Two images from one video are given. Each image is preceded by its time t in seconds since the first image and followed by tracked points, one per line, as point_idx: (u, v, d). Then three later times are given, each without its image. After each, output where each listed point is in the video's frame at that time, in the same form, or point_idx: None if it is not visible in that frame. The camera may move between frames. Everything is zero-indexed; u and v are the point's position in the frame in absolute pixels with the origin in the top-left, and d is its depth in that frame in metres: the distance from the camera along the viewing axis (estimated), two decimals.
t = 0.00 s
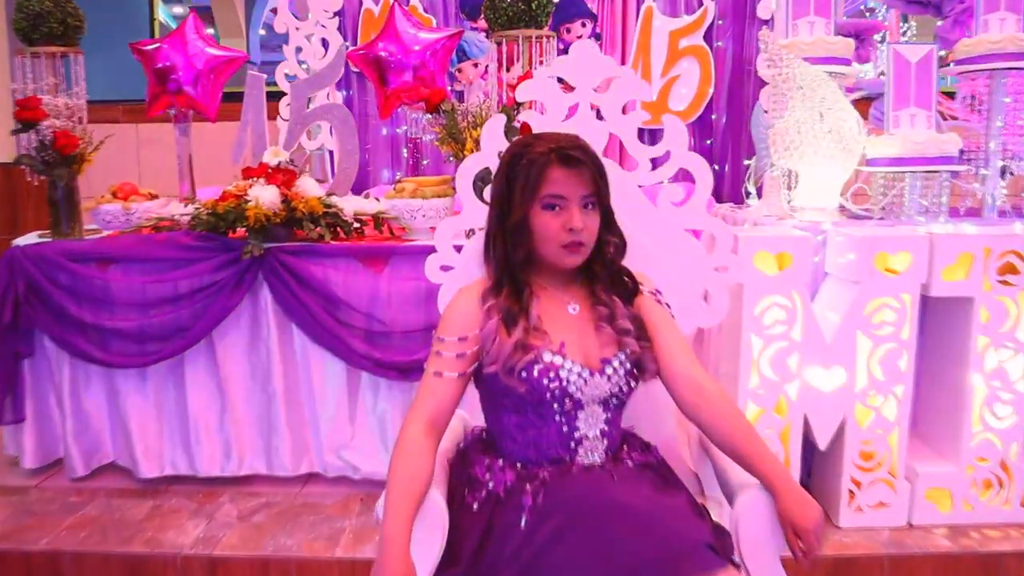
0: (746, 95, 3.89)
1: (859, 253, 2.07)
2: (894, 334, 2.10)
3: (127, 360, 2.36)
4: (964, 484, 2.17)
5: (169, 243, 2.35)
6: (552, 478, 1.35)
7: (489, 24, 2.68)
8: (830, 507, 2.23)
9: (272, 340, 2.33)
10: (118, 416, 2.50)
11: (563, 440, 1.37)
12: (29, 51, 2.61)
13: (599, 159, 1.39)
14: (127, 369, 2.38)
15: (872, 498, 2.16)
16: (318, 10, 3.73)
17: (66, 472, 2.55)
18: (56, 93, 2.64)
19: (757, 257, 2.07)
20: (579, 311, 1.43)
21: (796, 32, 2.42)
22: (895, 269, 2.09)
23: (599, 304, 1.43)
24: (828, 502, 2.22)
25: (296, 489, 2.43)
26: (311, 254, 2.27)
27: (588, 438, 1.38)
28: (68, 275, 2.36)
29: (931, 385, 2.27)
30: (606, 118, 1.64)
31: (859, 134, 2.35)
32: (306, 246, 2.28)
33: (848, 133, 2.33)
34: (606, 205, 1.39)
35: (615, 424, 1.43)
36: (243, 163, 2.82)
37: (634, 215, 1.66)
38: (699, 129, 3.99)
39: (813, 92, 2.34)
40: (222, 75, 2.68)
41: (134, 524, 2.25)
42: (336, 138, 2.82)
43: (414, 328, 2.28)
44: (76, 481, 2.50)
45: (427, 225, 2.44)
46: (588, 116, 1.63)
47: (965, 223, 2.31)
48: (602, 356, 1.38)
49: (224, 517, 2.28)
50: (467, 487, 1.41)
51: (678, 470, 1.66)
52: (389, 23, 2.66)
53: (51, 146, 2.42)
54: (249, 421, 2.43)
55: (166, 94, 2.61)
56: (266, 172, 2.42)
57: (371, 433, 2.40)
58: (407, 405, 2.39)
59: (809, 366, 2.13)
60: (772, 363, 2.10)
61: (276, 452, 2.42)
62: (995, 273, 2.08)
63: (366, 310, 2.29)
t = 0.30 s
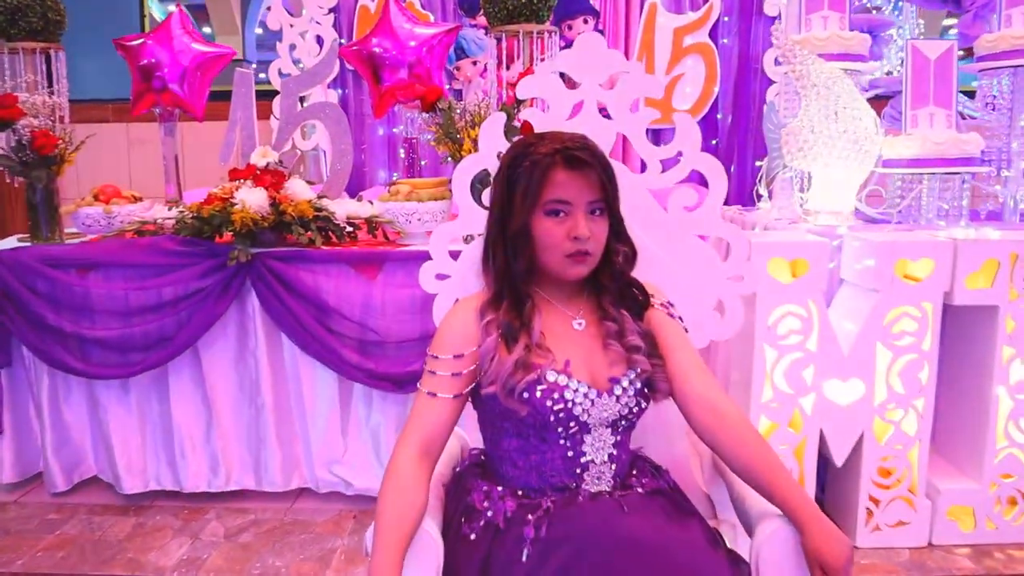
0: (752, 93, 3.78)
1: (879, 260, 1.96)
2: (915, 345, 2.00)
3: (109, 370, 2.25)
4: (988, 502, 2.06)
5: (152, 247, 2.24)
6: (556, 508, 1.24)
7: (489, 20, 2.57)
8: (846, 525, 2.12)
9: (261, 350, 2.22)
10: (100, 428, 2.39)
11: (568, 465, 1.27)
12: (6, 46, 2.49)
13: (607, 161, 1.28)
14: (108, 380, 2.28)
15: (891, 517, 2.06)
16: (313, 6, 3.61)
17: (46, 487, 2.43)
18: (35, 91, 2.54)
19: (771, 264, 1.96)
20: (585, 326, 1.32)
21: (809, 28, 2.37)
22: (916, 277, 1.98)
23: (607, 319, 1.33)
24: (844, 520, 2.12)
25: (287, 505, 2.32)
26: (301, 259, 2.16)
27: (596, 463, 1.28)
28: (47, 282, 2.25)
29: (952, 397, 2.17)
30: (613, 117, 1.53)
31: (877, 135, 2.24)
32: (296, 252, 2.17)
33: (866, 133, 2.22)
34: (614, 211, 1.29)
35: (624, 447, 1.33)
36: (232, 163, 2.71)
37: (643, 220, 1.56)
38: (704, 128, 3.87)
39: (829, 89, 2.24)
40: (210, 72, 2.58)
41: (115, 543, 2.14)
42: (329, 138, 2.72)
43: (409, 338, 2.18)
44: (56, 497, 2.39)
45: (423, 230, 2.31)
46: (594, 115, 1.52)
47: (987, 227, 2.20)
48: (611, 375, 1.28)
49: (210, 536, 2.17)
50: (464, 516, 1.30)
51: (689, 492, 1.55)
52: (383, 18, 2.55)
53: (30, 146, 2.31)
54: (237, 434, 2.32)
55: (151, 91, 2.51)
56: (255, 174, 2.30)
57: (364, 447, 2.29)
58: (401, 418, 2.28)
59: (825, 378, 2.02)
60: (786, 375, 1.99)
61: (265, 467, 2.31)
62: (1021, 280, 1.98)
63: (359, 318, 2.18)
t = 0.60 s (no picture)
0: (758, 93, 3.63)
1: (898, 263, 1.87)
2: (934, 351, 1.92)
3: (95, 376, 2.17)
4: (1009, 514, 1.98)
5: (141, 249, 2.16)
6: (562, 529, 1.16)
7: (490, 13, 2.49)
8: (860, 538, 2.04)
9: (253, 355, 2.14)
10: (86, 436, 2.31)
11: (574, 483, 1.19)
12: None
13: (616, 158, 1.20)
14: (95, 386, 2.20)
15: (908, 529, 1.97)
16: (309, 2, 3.54)
17: (31, 496, 2.35)
18: (21, 89, 2.46)
19: (783, 266, 1.88)
20: (593, 334, 1.24)
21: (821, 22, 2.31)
22: (936, 280, 1.90)
23: (616, 328, 1.25)
24: (858, 532, 2.03)
25: (280, 516, 2.24)
26: (295, 262, 2.08)
27: (604, 480, 1.20)
28: (31, 284, 2.16)
29: (970, 405, 2.08)
30: (621, 112, 1.46)
31: (891, 133, 2.16)
32: (290, 253, 2.08)
33: (881, 130, 2.14)
34: (624, 211, 1.21)
35: (633, 463, 1.25)
36: (224, 162, 2.63)
37: (653, 220, 1.48)
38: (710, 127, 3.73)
39: (843, 85, 2.16)
40: (202, 67, 2.49)
41: (101, 556, 2.05)
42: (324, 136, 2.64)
43: (407, 343, 2.10)
44: (42, 506, 2.31)
45: (421, 230, 2.23)
46: (601, 110, 1.45)
47: (1005, 227, 2.13)
48: (620, 387, 1.20)
49: (200, 547, 2.09)
50: (463, 536, 1.21)
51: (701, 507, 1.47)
52: (381, 11, 2.47)
53: (13, 143, 2.23)
54: (228, 442, 2.24)
55: (140, 87, 2.43)
56: (245, 174, 2.19)
57: (360, 456, 2.21)
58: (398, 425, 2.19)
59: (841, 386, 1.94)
60: (800, 382, 1.91)
61: (258, 476, 2.23)
62: None
63: (355, 323, 2.10)
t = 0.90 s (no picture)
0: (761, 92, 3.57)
1: (909, 263, 1.82)
2: (946, 353, 1.87)
3: (85, 379, 2.12)
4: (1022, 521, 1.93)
5: (132, 248, 2.11)
6: (564, 541, 1.11)
7: (489, 8, 2.44)
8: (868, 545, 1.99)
9: (247, 357, 2.09)
10: (76, 440, 2.26)
11: (576, 492, 1.14)
12: None
13: (620, 153, 1.15)
14: (85, 389, 2.15)
15: (918, 535, 1.92)
16: None
17: (21, 501, 2.30)
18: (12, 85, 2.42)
19: (791, 266, 1.84)
20: (597, 337, 1.19)
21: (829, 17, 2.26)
22: (947, 280, 1.86)
23: (620, 331, 1.20)
24: (866, 539, 1.98)
25: (275, 521, 2.19)
26: (289, 261, 2.03)
27: (608, 489, 1.15)
28: (19, 285, 2.11)
29: (981, 409, 2.03)
30: (625, 107, 1.41)
31: (900, 130, 2.11)
32: (285, 253, 2.03)
33: (890, 128, 2.09)
34: (628, 210, 1.16)
35: (637, 472, 1.20)
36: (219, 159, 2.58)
37: (658, 219, 1.43)
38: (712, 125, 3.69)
39: (851, 81, 2.10)
40: (195, 62, 2.44)
41: (90, 563, 2.00)
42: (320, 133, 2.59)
43: (404, 345, 2.05)
44: (32, 512, 2.26)
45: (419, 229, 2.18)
46: (604, 105, 1.40)
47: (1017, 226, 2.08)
48: (625, 393, 1.15)
49: (193, 554, 2.04)
50: (460, 547, 1.16)
51: (707, 513, 1.41)
52: (378, 6, 2.42)
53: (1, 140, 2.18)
54: (222, 446, 2.20)
55: (132, 82, 2.38)
56: (239, 172, 2.13)
57: (356, 460, 2.16)
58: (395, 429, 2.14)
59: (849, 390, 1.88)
60: (807, 386, 1.86)
61: (252, 480, 2.18)
62: None
63: (351, 324, 2.05)
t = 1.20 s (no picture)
0: (760, 93, 3.57)
1: (911, 266, 1.81)
2: (948, 358, 1.85)
3: (79, 384, 2.10)
4: None
5: (126, 252, 2.09)
6: (561, 549, 1.09)
7: (487, 9, 2.42)
8: (869, 552, 1.97)
9: (243, 361, 2.07)
10: (71, 445, 2.24)
11: (574, 499, 1.12)
12: None
13: (619, 155, 1.13)
14: (79, 394, 2.13)
15: (920, 542, 1.90)
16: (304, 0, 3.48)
17: (14, 507, 2.28)
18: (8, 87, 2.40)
19: (792, 269, 1.82)
20: (594, 342, 1.17)
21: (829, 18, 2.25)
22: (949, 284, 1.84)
23: (619, 336, 1.18)
24: (868, 545, 1.96)
25: (271, 527, 2.17)
26: (286, 265, 2.01)
27: (606, 496, 1.13)
28: (13, 289, 2.09)
29: (983, 414, 2.01)
30: (624, 108, 1.39)
31: (902, 132, 2.09)
32: (281, 256, 2.02)
33: (891, 129, 2.07)
34: (626, 213, 1.14)
35: (636, 479, 1.18)
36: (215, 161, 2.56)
37: (657, 222, 1.41)
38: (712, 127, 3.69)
39: (852, 82, 2.08)
40: (191, 63, 2.42)
41: (85, 569, 1.99)
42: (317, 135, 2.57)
43: (401, 349, 2.03)
44: (25, 517, 2.24)
45: (417, 231, 2.16)
46: (603, 105, 1.38)
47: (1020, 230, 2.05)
48: (624, 399, 1.13)
49: (187, 560, 2.02)
50: (456, 556, 1.14)
51: (707, 520, 1.40)
52: (375, 7, 2.41)
53: None
54: (217, 450, 2.18)
55: (128, 84, 2.36)
56: (235, 174, 2.12)
57: (353, 465, 2.14)
58: (392, 434, 2.12)
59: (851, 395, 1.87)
60: (808, 391, 1.84)
61: (248, 486, 2.16)
62: None
63: (347, 328, 2.03)
